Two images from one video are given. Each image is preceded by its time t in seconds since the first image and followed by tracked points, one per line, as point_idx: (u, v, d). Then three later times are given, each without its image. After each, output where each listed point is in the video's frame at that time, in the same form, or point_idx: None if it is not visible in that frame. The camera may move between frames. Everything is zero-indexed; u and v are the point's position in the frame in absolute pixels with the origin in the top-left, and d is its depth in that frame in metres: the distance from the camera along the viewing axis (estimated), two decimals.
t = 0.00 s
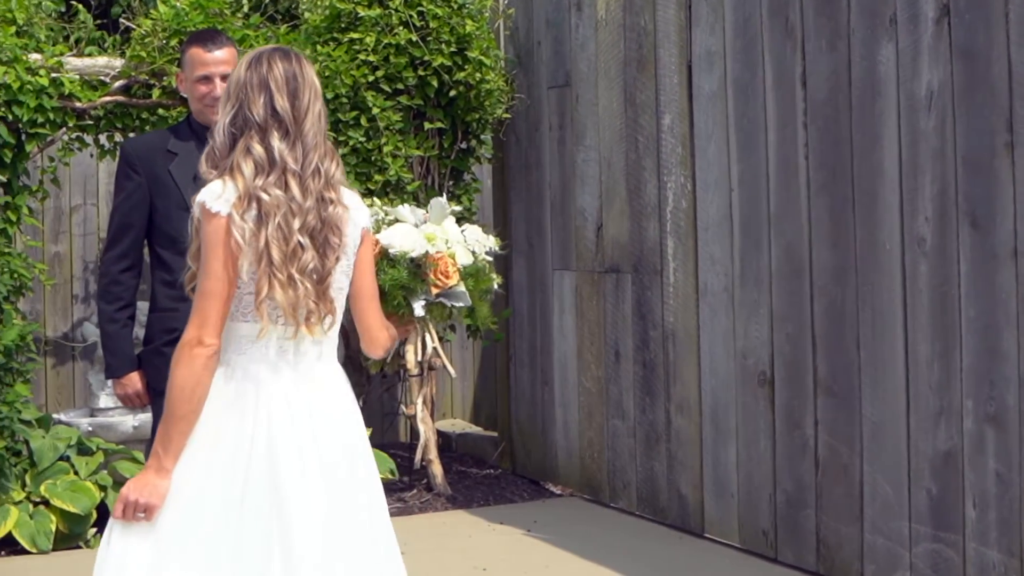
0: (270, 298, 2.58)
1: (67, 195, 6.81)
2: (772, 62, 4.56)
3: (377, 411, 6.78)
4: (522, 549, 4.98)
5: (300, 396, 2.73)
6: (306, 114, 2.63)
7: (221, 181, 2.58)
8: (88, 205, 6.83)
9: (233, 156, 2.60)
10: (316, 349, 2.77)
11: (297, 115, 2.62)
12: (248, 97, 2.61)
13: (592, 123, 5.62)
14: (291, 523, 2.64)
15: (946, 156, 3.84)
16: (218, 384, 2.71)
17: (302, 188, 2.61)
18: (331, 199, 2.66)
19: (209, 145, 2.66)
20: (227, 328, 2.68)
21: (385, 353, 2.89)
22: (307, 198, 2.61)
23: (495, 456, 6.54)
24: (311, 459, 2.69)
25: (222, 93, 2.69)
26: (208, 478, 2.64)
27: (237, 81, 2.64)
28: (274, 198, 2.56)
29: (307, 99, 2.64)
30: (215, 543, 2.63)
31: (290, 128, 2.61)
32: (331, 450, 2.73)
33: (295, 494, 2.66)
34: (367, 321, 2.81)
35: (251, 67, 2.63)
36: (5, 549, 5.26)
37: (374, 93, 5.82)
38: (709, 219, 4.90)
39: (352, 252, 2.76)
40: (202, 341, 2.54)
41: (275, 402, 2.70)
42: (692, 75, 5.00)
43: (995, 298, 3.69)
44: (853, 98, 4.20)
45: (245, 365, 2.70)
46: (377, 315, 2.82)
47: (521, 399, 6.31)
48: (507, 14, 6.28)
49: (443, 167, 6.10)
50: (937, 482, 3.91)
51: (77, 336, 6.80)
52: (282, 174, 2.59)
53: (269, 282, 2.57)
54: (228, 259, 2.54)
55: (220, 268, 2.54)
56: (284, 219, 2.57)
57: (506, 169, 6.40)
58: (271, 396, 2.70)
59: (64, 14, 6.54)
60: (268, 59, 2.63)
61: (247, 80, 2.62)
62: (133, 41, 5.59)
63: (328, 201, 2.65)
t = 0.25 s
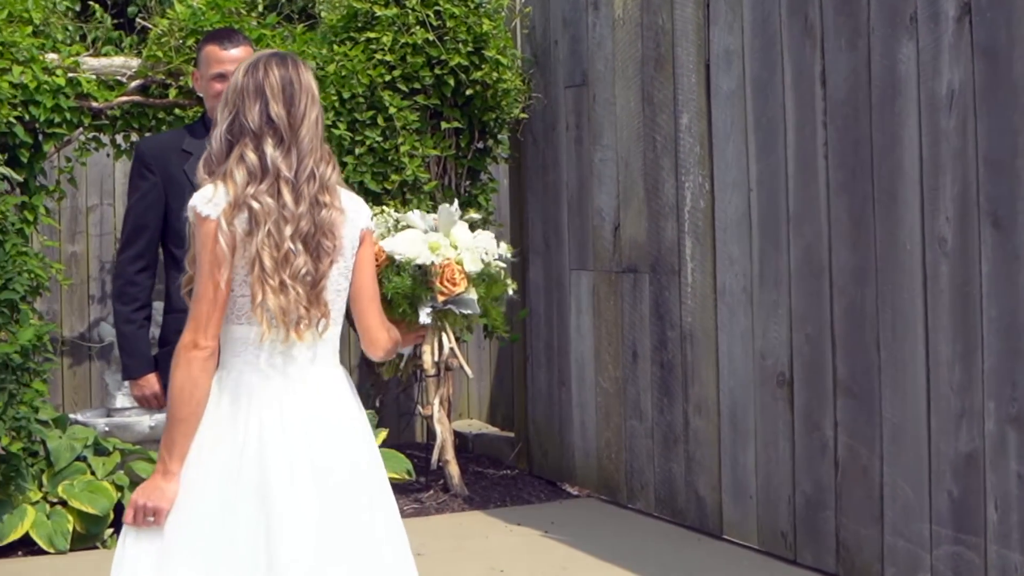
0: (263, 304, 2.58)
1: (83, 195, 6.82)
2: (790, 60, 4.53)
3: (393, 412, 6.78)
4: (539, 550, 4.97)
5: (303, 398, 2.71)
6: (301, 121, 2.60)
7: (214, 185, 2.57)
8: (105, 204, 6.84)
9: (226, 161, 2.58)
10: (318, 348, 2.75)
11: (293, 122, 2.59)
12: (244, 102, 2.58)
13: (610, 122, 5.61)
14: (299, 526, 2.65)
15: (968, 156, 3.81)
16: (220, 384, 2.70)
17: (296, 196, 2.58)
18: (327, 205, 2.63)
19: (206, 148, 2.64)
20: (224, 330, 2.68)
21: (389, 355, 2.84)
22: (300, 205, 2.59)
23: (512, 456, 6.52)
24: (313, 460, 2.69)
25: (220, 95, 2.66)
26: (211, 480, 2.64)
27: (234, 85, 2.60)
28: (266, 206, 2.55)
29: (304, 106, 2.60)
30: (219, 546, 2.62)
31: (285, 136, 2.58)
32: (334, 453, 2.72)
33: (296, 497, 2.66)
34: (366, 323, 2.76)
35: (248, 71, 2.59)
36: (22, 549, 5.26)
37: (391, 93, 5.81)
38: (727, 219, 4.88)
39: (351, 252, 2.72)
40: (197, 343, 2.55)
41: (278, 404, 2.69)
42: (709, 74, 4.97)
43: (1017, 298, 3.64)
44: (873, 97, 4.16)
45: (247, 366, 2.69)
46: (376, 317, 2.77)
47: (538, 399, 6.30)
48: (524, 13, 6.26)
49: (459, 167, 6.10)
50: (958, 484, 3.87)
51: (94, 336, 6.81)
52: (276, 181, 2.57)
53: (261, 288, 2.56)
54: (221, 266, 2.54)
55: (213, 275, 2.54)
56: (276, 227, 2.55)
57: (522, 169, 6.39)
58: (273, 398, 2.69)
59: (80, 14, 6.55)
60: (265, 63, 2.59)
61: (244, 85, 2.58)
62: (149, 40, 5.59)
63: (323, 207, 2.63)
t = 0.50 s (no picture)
0: (259, 311, 2.62)
1: (101, 195, 6.83)
2: (811, 60, 4.50)
3: (411, 412, 6.77)
4: (558, 552, 4.95)
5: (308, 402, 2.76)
6: (298, 131, 2.63)
7: (208, 194, 2.61)
8: (122, 205, 6.85)
9: (223, 169, 2.62)
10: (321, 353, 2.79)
11: (289, 131, 2.62)
12: (241, 111, 2.62)
13: (628, 122, 5.59)
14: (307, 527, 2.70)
15: (990, 156, 3.76)
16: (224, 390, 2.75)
17: (291, 204, 2.61)
18: (323, 213, 2.66)
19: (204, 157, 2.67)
20: (224, 335, 2.71)
21: (393, 359, 2.82)
22: (296, 213, 2.61)
23: (529, 457, 6.51)
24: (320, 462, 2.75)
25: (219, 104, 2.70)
26: (221, 485, 2.68)
27: (231, 94, 2.64)
28: (259, 215, 2.58)
29: (300, 115, 2.63)
30: (234, 550, 2.66)
31: (280, 145, 2.61)
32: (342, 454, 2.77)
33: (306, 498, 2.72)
34: (363, 328, 2.74)
35: (245, 81, 2.62)
36: (40, 550, 5.26)
37: (409, 92, 5.80)
38: (747, 220, 4.85)
39: (349, 257, 2.72)
40: (196, 349, 2.58)
41: (283, 408, 2.74)
42: (729, 74, 4.95)
43: None
44: (894, 96, 4.13)
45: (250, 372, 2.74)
46: (375, 321, 2.75)
47: (556, 400, 6.28)
48: (542, 13, 6.24)
49: (477, 167, 6.09)
50: (980, 487, 3.83)
51: (111, 337, 6.82)
52: (270, 190, 2.60)
53: (256, 297, 2.60)
54: (219, 275, 2.58)
55: (211, 283, 2.58)
56: (269, 236, 2.58)
57: (540, 169, 6.37)
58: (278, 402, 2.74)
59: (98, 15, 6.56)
60: (262, 73, 2.62)
61: (240, 95, 2.62)
62: (167, 40, 5.58)
63: (319, 215, 2.65)
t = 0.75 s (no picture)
0: (253, 321, 2.62)
1: (120, 196, 6.84)
2: (832, 60, 4.47)
3: (429, 413, 6.76)
4: (577, 554, 4.93)
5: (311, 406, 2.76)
6: (295, 139, 2.63)
7: (205, 202, 2.62)
8: (141, 205, 6.86)
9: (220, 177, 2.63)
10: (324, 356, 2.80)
11: (286, 140, 2.62)
12: (238, 119, 2.63)
13: (648, 122, 5.56)
14: (311, 527, 2.71)
15: (1014, 156, 3.72)
16: (228, 395, 2.75)
17: (288, 213, 2.62)
18: (320, 220, 2.66)
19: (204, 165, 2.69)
20: (222, 339, 2.73)
21: (395, 360, 2.80)
22: (292, 222, 2.62)
23: (549, 458, 6.49)
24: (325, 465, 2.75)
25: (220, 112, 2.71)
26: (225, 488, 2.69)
27: (230, 103, 2.65)
28: (255, 224, 2.58)
29: (297, 124, 2.63)
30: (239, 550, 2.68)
31: (277, 154, 2.61)
32: (346, 458, 2.77)
33: (310, 503, 2.72)
34: (362, 329, 2.72)
35: (243, 88, 2.63)
36: (59, 551, 5.27)
37: (428, 93, 5.79)
38: (768, 221, 4.82)
39: (345, 259, 2.71)
40: (195, 353, 2.61)
41: (287, 413, 2.74)
42: (749, 74, 4.92)
43: None
44: (916, 96, 4.09)
45: (253, 375, 2.74)
46: (373, 322, 2.73)
47: (575, 401, 6.26)
48: (561, 12, 6.22)
49: (496, 167, 6.07)
50: (1004, 490, 3.79)
51: (130, 337, 6.83)
52: (267, 199, 2.61)
53: (251, 306, 2.60)
54: (216, 283, 2.59)
55: (209, 291, 2.59)
56: (266, 245, 2.59)
57: (559, 170, 6.35)
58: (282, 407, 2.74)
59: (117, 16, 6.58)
60: (260, 81, 2.63)
61: (238, 103, 2.63)
62: (186, 40, 5.58)
63: (317, 223, 2.65)
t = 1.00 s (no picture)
0: (250, 323, 2.71)
1: (140, 196, 6.85)
2: (855, 59, 4.44)
3: (449, 414, 6.76)
4: (598, 556, 4.91)
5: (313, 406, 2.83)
6: (293, 142, 2.70)
7: (205, 203, 2.71)
8: (161, 206, 6.87)
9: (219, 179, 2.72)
10: (327, 356, 2.86)
11: (284, 143, 2.69)
12: (238, 122, 2.71)
13: (669, 122, 5.55)
14: (313, 524, 2.79)
15: None
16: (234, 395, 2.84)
17: (284, 215, 2.68)
18: (317, 222, 2.71)
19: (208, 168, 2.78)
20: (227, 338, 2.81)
21: (397, 355, 2.83)
22: (288, 224, 2.68)
23: (569, 460, 6.48)
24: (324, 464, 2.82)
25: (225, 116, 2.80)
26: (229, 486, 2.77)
27: (231, 107, 2.73)
28: (250, 226, 2.66)
29: (295, 127, 2.70)
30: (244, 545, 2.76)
31: (274, 158, 2.69)
32: (347, 458, 2.84)
33: (311, 503, 2.80)
34: (361, 324, 2.75)
35: (244, 92, 2.71)
36: (79, 552, 5.28)
37: (448, 93, 5.78)
38: (790, 221, 4.80)
39: (343, 256, 2.76)
40: (195, 351, 2.69)
41: (289, 413, 2.82)
42: (771, 74, 4.90)
43: None
44: (940, 96, 4.06)
45: (258, 373, 2.82)
46: (373, 316, 2.76)
47: (595, 402, 6.25)
48: (581, 12, 6.21)
49: (516, 167, 6.06)
50: None
51: (150, 337, 6.84)
52: (263, 203, 2.68)
53: (248, 309, 2.68)
54: (213, 283, 2.68)
55: (206, 291, 2.69)
56: (261, 248, 2.66)
57: (579, 170, 6.34)
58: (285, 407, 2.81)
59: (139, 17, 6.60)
60: (259, 85, 2.70)
61: (238, 107, 2.71)
62: (205, 40, 5.58)
63: (315, 223, 2.71)
